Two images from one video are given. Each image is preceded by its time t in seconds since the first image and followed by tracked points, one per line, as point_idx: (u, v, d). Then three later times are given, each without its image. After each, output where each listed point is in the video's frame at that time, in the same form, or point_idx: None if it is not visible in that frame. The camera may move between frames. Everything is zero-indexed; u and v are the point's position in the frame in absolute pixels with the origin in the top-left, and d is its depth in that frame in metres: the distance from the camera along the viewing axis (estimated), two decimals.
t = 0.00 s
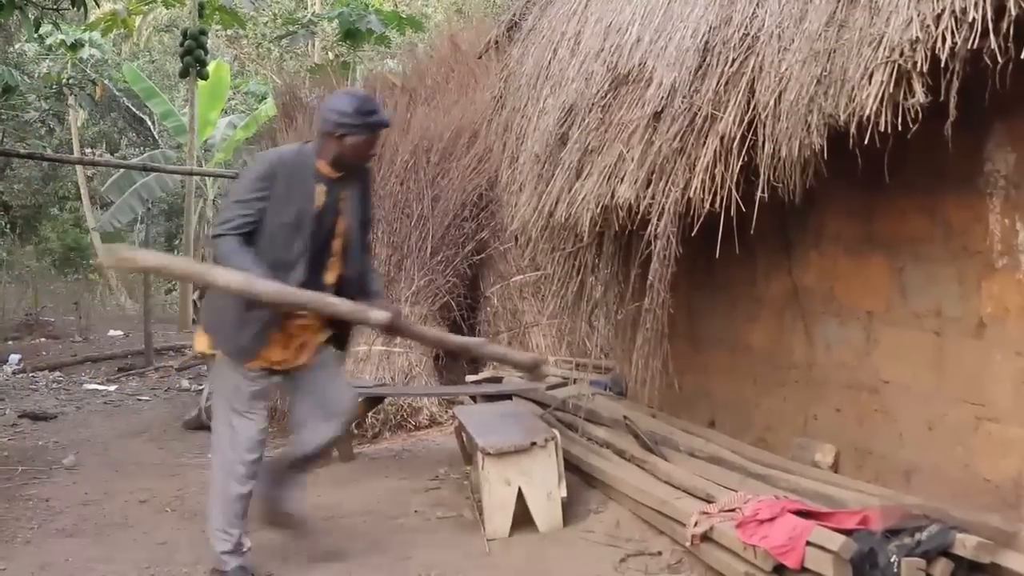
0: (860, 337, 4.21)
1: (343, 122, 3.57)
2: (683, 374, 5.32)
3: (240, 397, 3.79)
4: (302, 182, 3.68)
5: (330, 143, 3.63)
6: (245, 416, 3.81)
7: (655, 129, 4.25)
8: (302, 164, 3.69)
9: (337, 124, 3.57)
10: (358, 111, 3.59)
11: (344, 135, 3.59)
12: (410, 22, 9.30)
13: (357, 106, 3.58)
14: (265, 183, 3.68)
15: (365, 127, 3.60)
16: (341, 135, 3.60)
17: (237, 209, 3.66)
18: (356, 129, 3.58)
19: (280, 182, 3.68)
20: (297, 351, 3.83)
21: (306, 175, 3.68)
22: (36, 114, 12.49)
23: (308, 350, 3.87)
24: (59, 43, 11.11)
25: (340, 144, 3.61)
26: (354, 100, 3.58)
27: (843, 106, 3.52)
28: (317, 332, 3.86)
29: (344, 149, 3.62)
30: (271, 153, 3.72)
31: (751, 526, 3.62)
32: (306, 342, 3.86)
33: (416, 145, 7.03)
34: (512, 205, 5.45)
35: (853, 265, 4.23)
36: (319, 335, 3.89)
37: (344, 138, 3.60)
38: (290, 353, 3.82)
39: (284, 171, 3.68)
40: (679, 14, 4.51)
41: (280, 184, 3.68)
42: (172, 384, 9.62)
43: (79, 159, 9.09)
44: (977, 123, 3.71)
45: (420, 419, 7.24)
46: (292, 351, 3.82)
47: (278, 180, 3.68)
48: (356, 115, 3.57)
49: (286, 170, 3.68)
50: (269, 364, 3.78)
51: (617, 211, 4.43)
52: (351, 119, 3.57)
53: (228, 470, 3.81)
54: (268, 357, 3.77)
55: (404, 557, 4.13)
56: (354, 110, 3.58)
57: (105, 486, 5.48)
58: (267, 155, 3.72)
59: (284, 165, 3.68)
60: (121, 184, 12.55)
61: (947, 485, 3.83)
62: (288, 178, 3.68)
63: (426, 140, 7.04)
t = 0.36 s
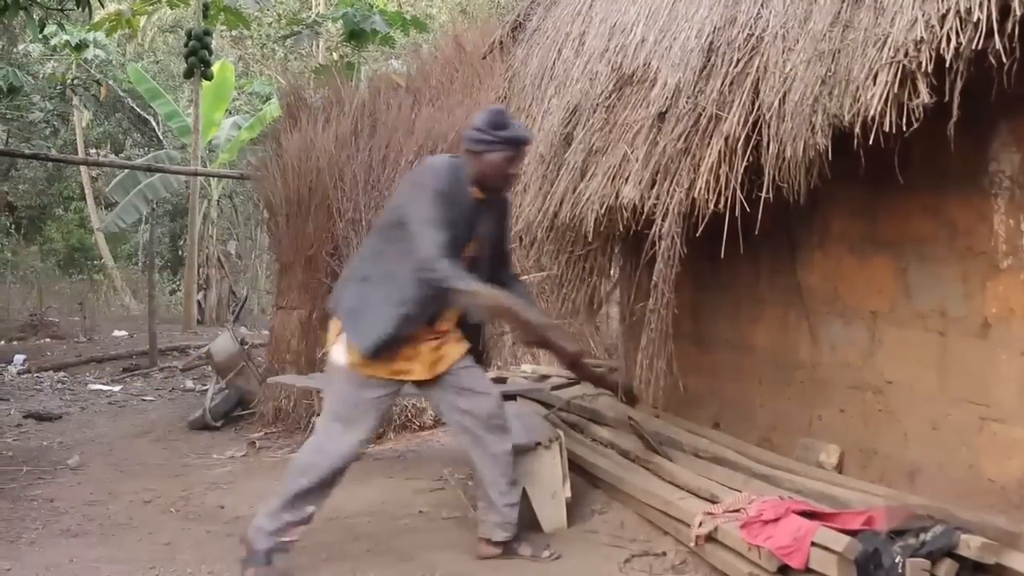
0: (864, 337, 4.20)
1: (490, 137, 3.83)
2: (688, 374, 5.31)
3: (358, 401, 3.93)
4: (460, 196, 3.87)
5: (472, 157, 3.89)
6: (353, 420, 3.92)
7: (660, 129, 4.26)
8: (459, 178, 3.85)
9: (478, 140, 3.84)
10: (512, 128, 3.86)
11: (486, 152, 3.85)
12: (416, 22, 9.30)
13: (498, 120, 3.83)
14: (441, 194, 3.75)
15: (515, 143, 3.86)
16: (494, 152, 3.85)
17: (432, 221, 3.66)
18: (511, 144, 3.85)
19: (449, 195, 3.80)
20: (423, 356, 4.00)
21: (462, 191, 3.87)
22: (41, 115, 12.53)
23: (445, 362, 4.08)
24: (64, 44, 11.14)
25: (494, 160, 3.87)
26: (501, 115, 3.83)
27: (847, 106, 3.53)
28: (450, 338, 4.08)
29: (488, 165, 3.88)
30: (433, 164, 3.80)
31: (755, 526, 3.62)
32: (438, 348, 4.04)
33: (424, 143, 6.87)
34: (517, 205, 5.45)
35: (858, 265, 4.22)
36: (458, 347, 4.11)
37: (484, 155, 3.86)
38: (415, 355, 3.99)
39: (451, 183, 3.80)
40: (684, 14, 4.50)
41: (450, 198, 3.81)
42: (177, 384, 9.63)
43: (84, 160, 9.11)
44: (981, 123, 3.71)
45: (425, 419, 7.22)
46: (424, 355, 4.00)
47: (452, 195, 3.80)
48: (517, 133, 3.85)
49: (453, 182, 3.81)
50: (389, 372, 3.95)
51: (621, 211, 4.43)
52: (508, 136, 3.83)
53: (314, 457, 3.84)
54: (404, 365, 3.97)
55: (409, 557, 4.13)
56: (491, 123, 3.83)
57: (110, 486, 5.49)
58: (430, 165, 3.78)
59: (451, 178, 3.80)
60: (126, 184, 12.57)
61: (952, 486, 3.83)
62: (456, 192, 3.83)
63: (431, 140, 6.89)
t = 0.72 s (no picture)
0: (868, 337, 4.20)
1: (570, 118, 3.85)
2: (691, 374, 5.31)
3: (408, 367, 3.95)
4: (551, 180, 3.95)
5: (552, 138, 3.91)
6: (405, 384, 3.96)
7: (663, 128, 4.25)
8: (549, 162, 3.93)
9: (556, 123, 3.87)
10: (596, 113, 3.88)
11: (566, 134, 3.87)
12: (419, 22, 9.30)
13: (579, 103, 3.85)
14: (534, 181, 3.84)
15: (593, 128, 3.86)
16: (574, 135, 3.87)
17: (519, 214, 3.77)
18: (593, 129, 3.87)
19: (541, 181, 3.89)
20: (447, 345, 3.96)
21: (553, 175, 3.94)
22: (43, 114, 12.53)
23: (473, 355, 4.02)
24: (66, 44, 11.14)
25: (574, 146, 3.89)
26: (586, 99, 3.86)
27: (851, 106, 3.53)
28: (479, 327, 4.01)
29: (565, 150, 3.90)
30: (523, 146, 3.86)
31: (759, 525, 3.61)
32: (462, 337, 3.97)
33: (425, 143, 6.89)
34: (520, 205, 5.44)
35: (862, 265, 4.22)
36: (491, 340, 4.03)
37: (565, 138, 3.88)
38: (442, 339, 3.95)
39: (544, 168, 3.88)
40: (687, 13, 4.47)
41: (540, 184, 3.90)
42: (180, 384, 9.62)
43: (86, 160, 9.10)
44: (985, 123, 3.72)
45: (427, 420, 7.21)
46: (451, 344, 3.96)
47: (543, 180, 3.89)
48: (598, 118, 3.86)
49: (545, 168, 3.89)
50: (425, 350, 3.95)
51: (625, 211, 4.43)
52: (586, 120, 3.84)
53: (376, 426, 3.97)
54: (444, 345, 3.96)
55: (413, 557, 4.12)
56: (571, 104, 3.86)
57: (113, 486, 5.48)
58: (520, 149, 3.84)
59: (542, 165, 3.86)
60: (128, 184, 12.57)
61: (956, 486, 3.83)
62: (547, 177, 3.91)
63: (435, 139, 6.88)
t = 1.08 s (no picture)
0: (866, 338, 4.20)
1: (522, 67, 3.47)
2: (689, 375, 5.30)
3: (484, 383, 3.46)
4: (516, 152, 3.39)
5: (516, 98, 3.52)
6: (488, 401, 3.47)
7: (661, 129, 4.25)
8: (514, 133, 3.42)
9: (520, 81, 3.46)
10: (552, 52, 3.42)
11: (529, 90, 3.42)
12: (418, 23, 9.31)
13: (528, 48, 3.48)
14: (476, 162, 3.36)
15: (547, 68, 3.38)
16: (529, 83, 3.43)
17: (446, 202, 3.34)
18: (550, 70, 3.38)
19: (494, 158, 3.37)
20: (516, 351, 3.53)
21: (520, 144, 3.41)
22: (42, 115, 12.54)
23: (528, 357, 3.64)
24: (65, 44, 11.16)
25: (534, 96, 3.42)
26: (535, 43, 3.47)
27: (849, 106, 3.53)
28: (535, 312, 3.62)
29: (531, 108, 3.43)
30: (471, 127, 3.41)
31: (755, 527, 3.63)
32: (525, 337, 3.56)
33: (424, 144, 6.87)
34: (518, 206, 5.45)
35: (861, 266, 4.21)
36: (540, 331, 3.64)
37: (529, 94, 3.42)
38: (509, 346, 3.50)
39: (491, 144, 3.37)
40: (685, 14, 4.47)
41: (491, 163, 3.37)
42: (179, 384, 9.64)
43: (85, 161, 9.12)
44: (982, 125, 3.73)
45: (425, 420, 7.22)
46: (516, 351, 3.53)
47: (495, 159, 3.37)
48: (547, 58, 3.38)
49: (498, 142, 3.38)
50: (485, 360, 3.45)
51: (623, 212, 4.43)
52: (533, 62, 3.40)
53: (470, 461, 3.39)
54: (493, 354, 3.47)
55: (412, 557, 4.12)
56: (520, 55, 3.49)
57: (111, 486, 5.49)
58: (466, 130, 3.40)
59: (489, 139, 3.37)
60: (126, 185, 12.59)
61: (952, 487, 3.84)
62: (503, 152, 3.38)
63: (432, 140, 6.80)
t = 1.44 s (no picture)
0: (863, 339, 4.20)
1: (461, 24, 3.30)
2: (686, 375, 5.28)
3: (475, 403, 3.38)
4: (465, 122, 3.30)
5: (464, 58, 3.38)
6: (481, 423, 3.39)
7: (658, 129, 4.25)
8: (463, 104, 3.34)
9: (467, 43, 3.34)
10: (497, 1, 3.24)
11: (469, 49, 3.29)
12: (415, 22, 9.31)
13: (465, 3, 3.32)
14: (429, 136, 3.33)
15: (492, 20, 3.20)
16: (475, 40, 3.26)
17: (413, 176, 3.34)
18: (493, 23, 3.21)
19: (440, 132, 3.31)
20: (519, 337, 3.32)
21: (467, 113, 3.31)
22: (39, 115, 12.53)
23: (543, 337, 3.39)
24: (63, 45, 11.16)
25: (486, 53, 3.25)
26: None
27: (847, 106, 3.54)
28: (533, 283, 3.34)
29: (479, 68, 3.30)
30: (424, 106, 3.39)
31: (752, 527, 3.63)
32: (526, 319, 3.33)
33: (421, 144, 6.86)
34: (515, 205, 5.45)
35: (859, 266, 4.21)
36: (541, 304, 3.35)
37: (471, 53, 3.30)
38: (507, 341, 3.32)
39: (438, 118, 3.32)
40: (682, 14, 4.47)
41: (439, 136, 3.31)
42: (176, 384, 9.64)
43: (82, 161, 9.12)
44: (979, 126, 3.75)
45: (423, 420, 7.22)
46: (515, 339, 3.32)
47: (442, 132, 3.31)
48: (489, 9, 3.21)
49: (445, 114, 3.32)
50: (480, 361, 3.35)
51: (620, 212, 4.42)
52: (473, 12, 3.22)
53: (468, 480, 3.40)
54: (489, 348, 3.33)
55: (408, 557, 4.12)
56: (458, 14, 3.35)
57: (108, 486, 5.49)
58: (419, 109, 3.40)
59: (437, 114, 3.33)
60: (124, 185, 12.59)
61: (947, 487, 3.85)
62: (450, 124, 3.31)
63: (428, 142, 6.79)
